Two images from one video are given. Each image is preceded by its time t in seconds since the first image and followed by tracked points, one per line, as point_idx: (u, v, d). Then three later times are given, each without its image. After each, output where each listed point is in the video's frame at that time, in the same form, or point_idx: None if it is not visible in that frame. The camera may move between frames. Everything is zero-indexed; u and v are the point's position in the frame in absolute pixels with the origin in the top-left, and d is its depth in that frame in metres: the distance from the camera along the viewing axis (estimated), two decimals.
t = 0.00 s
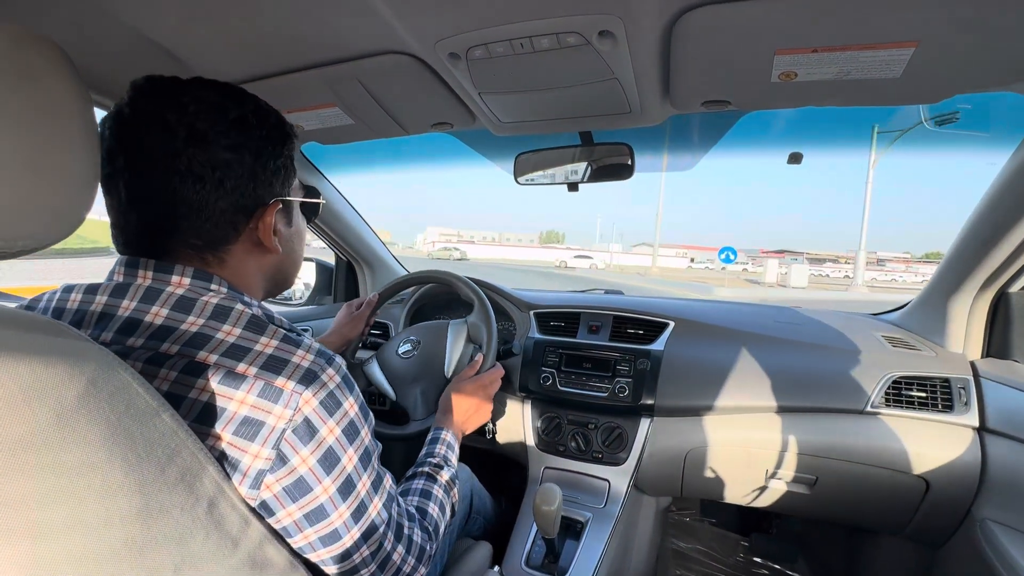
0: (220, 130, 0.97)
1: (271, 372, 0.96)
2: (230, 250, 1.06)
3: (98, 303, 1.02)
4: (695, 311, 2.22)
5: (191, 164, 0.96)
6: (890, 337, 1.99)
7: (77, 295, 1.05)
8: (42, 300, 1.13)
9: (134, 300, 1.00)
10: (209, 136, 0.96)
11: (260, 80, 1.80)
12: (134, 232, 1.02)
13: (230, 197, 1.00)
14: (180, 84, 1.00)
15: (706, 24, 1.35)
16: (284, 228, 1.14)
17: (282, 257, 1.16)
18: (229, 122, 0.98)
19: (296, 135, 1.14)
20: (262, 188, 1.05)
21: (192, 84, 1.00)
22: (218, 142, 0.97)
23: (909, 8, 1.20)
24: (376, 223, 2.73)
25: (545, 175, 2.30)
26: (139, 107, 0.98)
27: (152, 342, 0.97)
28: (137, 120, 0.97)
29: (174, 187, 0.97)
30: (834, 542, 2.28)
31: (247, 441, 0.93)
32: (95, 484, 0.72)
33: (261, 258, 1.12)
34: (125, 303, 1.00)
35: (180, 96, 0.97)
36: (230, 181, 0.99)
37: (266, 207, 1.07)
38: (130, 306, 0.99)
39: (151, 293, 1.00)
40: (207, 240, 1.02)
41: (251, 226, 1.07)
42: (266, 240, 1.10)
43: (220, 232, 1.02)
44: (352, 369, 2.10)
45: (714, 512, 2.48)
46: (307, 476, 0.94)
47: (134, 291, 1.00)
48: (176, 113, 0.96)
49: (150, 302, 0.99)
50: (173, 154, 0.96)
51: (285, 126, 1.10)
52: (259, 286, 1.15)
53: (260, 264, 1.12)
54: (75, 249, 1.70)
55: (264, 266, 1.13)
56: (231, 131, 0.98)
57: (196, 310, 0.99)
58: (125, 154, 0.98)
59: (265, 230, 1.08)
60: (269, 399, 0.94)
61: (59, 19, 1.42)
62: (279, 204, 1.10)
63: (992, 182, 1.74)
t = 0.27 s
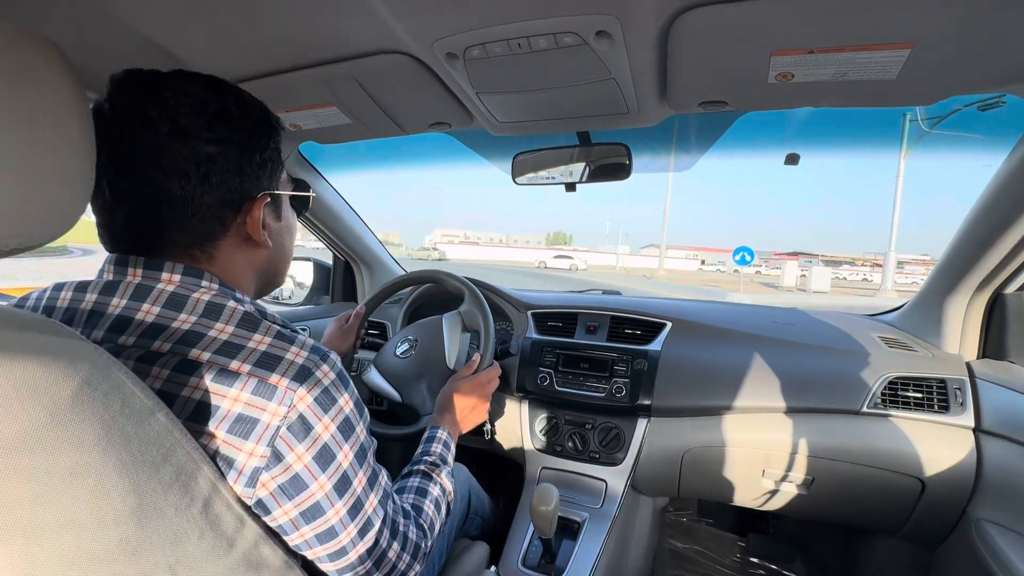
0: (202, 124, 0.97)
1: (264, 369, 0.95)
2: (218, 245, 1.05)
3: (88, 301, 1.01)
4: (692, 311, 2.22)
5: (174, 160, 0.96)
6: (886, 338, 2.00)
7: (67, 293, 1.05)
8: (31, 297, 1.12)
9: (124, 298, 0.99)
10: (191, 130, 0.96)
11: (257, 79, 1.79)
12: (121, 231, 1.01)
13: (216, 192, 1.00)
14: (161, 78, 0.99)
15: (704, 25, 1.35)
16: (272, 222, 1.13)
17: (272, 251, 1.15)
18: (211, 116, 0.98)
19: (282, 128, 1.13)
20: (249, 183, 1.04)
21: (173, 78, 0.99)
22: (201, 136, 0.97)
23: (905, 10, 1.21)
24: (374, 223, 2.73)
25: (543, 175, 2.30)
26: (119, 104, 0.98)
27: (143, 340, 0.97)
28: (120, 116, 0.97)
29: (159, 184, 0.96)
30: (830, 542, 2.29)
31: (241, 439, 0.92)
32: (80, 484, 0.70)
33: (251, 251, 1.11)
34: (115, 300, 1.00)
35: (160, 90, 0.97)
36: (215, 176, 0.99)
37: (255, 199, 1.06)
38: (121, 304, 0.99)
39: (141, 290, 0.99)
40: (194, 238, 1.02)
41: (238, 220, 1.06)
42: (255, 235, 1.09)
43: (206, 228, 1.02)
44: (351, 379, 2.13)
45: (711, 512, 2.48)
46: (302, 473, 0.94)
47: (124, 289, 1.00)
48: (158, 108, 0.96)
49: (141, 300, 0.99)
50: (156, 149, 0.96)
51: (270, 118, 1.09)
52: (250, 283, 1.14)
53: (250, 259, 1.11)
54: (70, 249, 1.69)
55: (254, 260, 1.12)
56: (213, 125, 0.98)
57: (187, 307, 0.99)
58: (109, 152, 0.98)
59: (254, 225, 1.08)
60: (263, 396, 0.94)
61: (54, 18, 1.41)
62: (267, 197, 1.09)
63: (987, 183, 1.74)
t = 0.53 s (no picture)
0: (206, 127, 0.96)
1: (260, 373, 0.95)
2: (215, 249, 1.04)
3: (84, 302, 1.01)
4: (691, 312, 2.22)
5: (175, 162, 0.95)
6: (884, 338, 2.00)
7: (62, 293, 1.04)
8: (26, 297, 1.12)
9: (120, 298, 0.99)
10: (194, 133, 0.95)
11: (254, 78, 1.79)
12: (118, 229, 1.00)
13: (216, 196, 0.99)
14: (167, 77, 0.98)
15: (703, 24, 1.34)
16: (272, 228, 1.13)
17: (270, 257, 1.15)
18: (215, 119, 0.97)
19: (287, 133, 1.12)
20: (250, 187, 1.03)
21: (179, 78, 0.98)
22: (203, 139, 0.96)
23: (904, 10, 1.21)
24: (373, 223, 2.72)
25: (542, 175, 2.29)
26: (122, 101, 0.97)
27: (138, 342, 0.97)
28: (122, 114, 0.96)
29: (158, 185, 0.96)
30: (828, 543, 2.29)
31: (237, 443, 0.92)
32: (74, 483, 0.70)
33: (249, 257, 1.10)
34: (111, 301, 0.99)
35: (166, 90, 0.96)
36: (216, 180, 0.98)
37: (255, 206, 1.06)
38: (116, 305, 0.99)
39: (137, 291, 0.99)
40: (192, 240, 1.01)
41: (237, 225, 1.05)
42: (253, 241, 1.08)
43: (205, 231, 1.01)
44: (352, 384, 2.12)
45: (710, 513, 2.48)
46: (297, 478, 0.93)
47: (119, 289, 0.99)
48: (161, 108, 0.95)
49: (136, 301, 0.98)
50: (157, 150, 0.95)
51: (275, 123, 1.08)
52: (248, 287, 1.14)
53: (248, 263, 1.11)
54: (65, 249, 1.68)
55: (252, 265, 1.12)
56: (217, 128, 0.97)
57: (183, 309, 0.98)
58: (109, 150, 0.97)
59: (253, 230, 1.07)
60: (259, 400, 0.93)
61: (50, 16, 1.40)
62: (268, 203, 1.09)
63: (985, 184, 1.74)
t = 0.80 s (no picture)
0: (213, 131, 0.97)
1: (263, 380, 0.95)
2: (220, 252, 1.05)
3: (88, 307, 1.02)
4: (690, 315, 2.22)
5: (182, 165, 0.96)
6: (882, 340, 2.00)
7: (66, 298, 1.05)
8: (29, 301, 1.12)
9: (124, 304, 0.99)
10: (201, 137, 0.96)
11: (255, 83, 1.79)
12: (123, 233, 1.01)
13: (222, 200, 1.00)
14: (176, 83, 0.99)
15: (701, 30, 1.36)
16: (276, 231, 1.13)
17: (275, 262, 1.16)
18: (222, 123, 0.98)
19: (293, 139, 1.14)
20: (256, 191, 1.04)
21: (188, 83, 0.99)
22: (211, 143, 0.97)
23: (901, 16, 1.22)
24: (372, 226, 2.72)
25: (541, 179, 2.30)
26: (131, 106, 0.98)
27: (142, 348, 0.97)
28: (130, 118, 0.97)
29: (164, 188, 0.96)
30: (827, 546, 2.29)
31: (241, 450, 0.92)
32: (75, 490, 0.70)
33: (253, 262, 1.11)
34: (115, 307, 1.00)
35: (175, 95, 0.97)
36: (222, 183, 0.99)
37: (260, 208, 1.06)
38: (120, 311, 0.99)
39: (141, 297, 0.99)
40: (197, 243, 1.02)
41: (243, 228, 1.06)
42: (258, 244, 1.09)
43: (209, 235, 1.02)
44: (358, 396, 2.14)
45: (709, 516, 2.48)
46: (302, 483, 0.93)
47: (124, 295, 1.00)
48: (169, 112, 0.96)
49: (141, 306, 0.99)
50: (164, 154, 0.95)
51: (281, 129, 1.10)
52: (252, 292, 1.14)
53: (253, 269, 1.11)
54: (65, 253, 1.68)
55: (256, 270, 1.12)
56: (224, 132, 0.98)
57: (187, 315, 0.98)
58: (116, 153, 0.97)
59: (258, 233, 1.08)
60: (263, 406, 0.93)
61: (53, 21, 1.41)
62: (273, 207, 1.09)
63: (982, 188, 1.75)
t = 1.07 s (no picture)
0: (253, 140, 1.01)
1: (258, 379, 0.95)
2: (240, 253, 1.07)
3: (85, 306, 1.02)
4: (685, 319, 2.24)
5: (223, 170, 0.98)
6: (875, 346, 2.02)
7: (62, 297, 1.05)
8: (24, 301, 1.12)
9: (121, 303, 0.99)
10: (243, 146, 0.99)
11: (254, 84, 1.80)
12: (147, 233, 0.99)
13: (253, 205, 1.04)
14: (205, 90, 1.01)
15: (697, 38, 1.37)
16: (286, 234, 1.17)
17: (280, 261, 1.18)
18: (260, 134, 1.03)
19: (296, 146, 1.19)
20: (278, 197, 1.09)
21: (219, 91, 1.02)
22: (251, 151, 1.01)
23: (893, 26, 1.24)
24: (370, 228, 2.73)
25: (537, 183, 2.32)
26: (164, 108, 0.97)
27: (138, 347, 0.97)
28: (161, 120, 0.96)
29: (204, 191, 0.97)
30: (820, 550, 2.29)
31: (236, 450, 0.93)
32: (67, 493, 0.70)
33: (263, 263, 1.13)
34: (111, 306, 1.00)
35: (212, 102, 0.99)
36: (256, 190, 1.03)
37: (279, 212, 1.11)
38: (116, 310, 0.99)
39: (137, 296, 0.99)
40: (225, 245, 1.03)
41: (264, 232, 1.10)
42: (274, 246, 1.13)
43: (235, 236, 1.04)
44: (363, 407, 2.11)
45: (703, 519, 2.48)
46: (299, 481, 0.94)
47: (120, 294, 1.00)
48: (210, 119, 0.97)
49: (137, 306, 0.99)
50: (205, 158, 0.96)
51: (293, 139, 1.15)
52: (254, 291, 1.16)
53: (260, 268, 1.13)
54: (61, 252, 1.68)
55: (263, 270, 1.14)
56: (261, 142, 1.02)
57: (183, 314, 0.98)
58: (147, 153, 0.95)
59: (276, 235, 1.12)
60: (258, 406, 0.94)
61: (53, 21, 1.41)
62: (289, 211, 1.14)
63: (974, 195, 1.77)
